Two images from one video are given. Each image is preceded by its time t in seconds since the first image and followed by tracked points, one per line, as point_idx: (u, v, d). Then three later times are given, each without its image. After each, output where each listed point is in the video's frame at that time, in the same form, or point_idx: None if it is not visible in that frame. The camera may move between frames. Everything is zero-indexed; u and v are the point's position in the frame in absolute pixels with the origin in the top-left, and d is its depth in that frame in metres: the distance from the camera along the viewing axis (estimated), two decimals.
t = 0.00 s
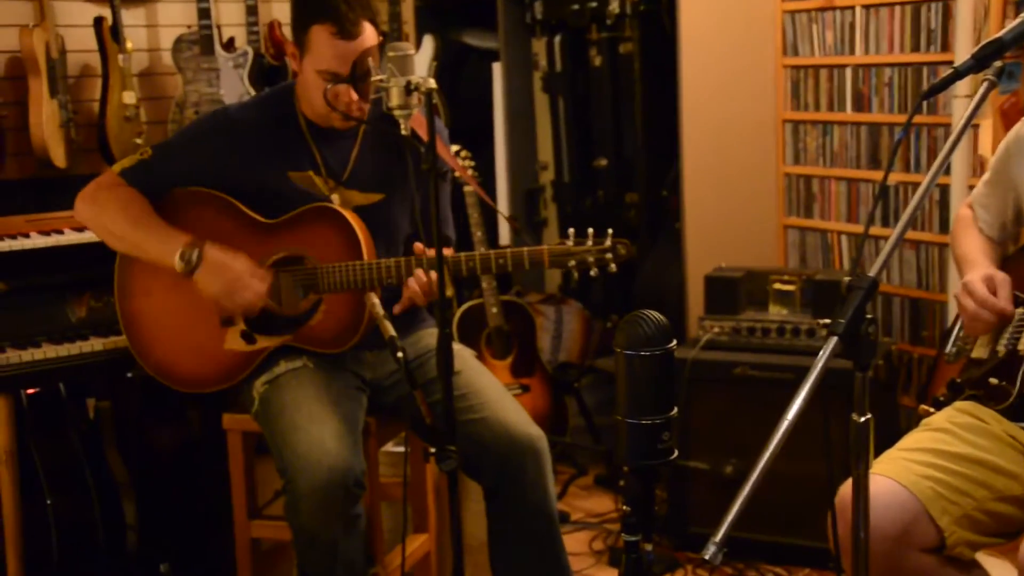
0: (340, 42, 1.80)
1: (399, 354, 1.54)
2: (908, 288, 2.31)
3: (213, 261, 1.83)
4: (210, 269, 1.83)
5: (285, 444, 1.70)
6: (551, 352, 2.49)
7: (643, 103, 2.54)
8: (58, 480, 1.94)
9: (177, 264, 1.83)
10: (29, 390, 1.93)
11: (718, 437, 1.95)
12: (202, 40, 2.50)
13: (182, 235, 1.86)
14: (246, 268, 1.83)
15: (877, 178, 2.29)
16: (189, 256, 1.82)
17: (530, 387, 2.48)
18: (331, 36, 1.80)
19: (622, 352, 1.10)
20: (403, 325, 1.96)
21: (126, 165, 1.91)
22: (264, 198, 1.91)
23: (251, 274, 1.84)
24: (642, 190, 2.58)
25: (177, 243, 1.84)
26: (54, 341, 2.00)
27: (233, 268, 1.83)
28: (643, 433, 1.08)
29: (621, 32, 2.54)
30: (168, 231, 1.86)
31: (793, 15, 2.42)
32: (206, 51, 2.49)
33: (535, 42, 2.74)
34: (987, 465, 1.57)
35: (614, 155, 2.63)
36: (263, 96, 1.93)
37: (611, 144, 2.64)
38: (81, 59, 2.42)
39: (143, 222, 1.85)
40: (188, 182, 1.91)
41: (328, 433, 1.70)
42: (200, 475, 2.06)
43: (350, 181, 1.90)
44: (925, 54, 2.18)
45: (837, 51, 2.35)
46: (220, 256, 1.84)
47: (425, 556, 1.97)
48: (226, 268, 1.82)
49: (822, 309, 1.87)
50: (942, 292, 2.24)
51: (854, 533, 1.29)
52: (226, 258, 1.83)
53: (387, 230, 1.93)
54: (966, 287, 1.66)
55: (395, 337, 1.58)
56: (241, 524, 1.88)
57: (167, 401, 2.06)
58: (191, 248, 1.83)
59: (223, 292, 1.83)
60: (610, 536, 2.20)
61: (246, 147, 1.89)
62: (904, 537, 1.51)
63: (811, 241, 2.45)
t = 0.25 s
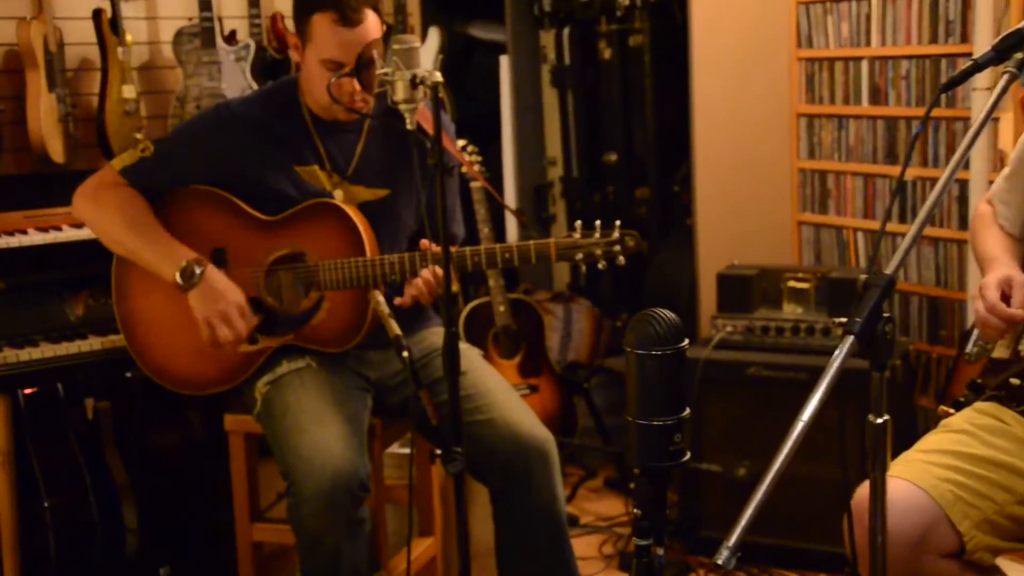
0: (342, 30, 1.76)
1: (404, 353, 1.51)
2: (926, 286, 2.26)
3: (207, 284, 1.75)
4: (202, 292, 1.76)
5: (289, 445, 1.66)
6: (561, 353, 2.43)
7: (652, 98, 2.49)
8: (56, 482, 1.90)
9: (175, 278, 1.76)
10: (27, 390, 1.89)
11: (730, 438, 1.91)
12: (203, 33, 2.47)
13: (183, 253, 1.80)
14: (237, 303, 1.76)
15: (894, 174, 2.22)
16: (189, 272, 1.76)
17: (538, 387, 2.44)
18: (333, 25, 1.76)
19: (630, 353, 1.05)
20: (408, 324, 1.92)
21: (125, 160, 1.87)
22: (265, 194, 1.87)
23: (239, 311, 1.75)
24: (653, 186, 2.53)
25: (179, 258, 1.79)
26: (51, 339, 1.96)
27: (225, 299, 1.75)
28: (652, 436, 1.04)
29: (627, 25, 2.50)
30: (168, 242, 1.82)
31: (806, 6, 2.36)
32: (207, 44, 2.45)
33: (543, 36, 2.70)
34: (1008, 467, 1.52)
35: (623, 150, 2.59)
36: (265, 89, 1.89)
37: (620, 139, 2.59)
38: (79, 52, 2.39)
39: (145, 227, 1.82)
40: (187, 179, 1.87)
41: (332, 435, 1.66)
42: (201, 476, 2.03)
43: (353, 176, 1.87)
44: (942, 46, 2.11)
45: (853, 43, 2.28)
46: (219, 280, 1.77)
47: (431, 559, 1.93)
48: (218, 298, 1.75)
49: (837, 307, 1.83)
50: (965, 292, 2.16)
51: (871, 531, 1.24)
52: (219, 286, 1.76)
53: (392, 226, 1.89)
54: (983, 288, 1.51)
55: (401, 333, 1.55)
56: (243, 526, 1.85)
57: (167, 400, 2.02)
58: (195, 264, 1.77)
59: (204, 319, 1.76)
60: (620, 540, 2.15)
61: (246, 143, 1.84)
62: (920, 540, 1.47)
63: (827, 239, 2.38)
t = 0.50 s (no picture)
0: (362, 22, 1.70)
1: (419, 356, 1.43)
2: (960, 288, 2.13)
3: (224, 251, 1.72)
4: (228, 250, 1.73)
5: (298, 447, 1.60)
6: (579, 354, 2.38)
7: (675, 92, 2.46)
8: (59, 486, 1.85)
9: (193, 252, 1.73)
10: (29, 391, 1.84)
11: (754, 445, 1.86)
12: (210, 23, 2.40)
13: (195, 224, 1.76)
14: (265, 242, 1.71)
15: (927, 171, 2.07)
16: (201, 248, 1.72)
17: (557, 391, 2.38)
18: (353, 16, 1.70)
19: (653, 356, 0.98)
20: (423, 324, 1.85)
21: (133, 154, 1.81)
22: (276, 189, 1.81)
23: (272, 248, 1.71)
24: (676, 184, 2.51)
25: (190, 229, 1.75)
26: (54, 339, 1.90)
27: (252, 240, 1.71)
28: (674, 441, 0.97)
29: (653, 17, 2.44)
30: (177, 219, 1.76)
31: None
32: (215, 35, 2.39)
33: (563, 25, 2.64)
34: None
35: (646, 146, 2.52)
36: (278, 81, 1.83)
37: (643, 135, 2.54)
38: (84, 43, 2.33)
39: (154, 208, 1.77)
40: (196, 173, 1.81)
41: (343, 437, 1.60)
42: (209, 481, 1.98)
43: (368, 171, 1.81)
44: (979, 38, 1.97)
45: (885, 35, 2.13)
46: (231, 249, 1.72)
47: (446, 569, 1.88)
48: (244, 243, 1.71)
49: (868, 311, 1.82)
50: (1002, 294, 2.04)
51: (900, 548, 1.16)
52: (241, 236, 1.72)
53: (406, 223, 1.83)
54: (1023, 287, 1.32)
55: (417, 337, 1.47)
56: (251, 533, 1.80)
57: (173, 402, 1.97)
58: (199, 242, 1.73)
59: (250, 275, 1.72)
60: (640, 550, 2.09)
61: (258, 136, 1.78)
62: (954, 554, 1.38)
63: (856, 239, 2.24)
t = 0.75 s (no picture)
0: (383, 14, 1.67)
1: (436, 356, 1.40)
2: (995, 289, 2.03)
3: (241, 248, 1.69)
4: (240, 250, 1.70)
5: (314, 451, 1.56)
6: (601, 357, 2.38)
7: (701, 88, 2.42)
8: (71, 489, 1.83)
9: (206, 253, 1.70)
10: (40, 392, 1.82)
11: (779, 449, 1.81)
12: (224, 16, 2.37)
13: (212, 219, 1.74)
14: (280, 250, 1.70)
15: (962, 169, 1.97)
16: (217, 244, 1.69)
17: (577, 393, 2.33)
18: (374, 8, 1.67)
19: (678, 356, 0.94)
20: (441, 324, 1.81)
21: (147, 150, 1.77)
22: (293, 186, 1.77)
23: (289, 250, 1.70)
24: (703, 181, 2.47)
25: (202, 228, 1.71)
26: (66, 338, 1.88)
27: (267, 250, 1.70)
28: (701, 444, 0.92)
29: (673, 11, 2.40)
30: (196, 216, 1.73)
31: None
32: (230, 28, 2.35)
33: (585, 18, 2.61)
34: None
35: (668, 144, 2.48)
36: (295, 75, 1.80)
37: (667, 131, 2.49)
38: (96, 37, 2.30)
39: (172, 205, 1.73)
40: (211, 169, 1.77)
41: (361, 441, 1.56)
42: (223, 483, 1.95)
43: (386, 168, 1.76)
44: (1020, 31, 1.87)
45: (919, 28, 2.04)
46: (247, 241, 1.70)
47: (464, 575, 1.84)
48: (262, 254, 1.69)
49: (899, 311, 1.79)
50: None
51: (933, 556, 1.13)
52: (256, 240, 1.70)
53: (426, 221, 1.79)
54: None
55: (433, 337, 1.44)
56: (265, 537, 1.76)
57: (187, 403, 1.93)
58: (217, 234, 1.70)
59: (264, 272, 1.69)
60: (664, 556, 2.05)
61: (274, 132, 1.75)
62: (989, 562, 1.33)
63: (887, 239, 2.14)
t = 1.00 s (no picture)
0: (390, 14, 1.63)
1: (443, 358, 1.38)
2: (1013, 288, 2.00)
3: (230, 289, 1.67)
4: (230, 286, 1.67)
5: (320, 456, 1.53)
6: (611, 358, 2.33)
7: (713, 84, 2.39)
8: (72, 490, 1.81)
9: (203, 278, 1.67)
10: (42, 394, 1.80)
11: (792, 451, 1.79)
12: (228, 13, 2.34)
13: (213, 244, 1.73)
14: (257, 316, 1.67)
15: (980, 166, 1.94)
16: (217, 272, 1.67)
17: (587, 394, 2.31)
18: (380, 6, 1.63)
19: (690, 358, 0.91)
20: (450, 326, 1.79)
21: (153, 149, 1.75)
22: (298, 185, 1.74)
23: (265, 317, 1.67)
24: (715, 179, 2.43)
25: (205, 257, 1.69)
26: (69, 339, 1.86)
27: (250, 308, 1.66)
28: (713, 446, 0.90)
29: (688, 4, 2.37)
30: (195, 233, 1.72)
31: None
32: (235, 25, 2.33)
33: (595, 14, 2.58)
34: None
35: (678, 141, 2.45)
36: (302, 73, 1.77)
37: (679, 128, 2.47)
38: (99, 34, 2.28)
39: (174, 215, 1.72)
40: (215, 169, 1.75)
41: (368, 446, 1.53)
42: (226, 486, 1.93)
43: (395, 167, 1.74)
44: None
45: (935, 23, 2.00)
46: (244, 282, 1.68)
47: None
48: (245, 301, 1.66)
49: (913, 311, 1.77)
50: None
51: (950, 562, 1.12)
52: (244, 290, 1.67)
53: (433, 220, 1.76)
54: None
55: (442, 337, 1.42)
56: (271, 541, 1.74)
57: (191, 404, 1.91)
58: (224, 264, 1.68)
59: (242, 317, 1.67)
60: (675, 561, 2.02)
61: (279, 130, 1.72)
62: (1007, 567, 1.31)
63: (903, 236, 2.11)
